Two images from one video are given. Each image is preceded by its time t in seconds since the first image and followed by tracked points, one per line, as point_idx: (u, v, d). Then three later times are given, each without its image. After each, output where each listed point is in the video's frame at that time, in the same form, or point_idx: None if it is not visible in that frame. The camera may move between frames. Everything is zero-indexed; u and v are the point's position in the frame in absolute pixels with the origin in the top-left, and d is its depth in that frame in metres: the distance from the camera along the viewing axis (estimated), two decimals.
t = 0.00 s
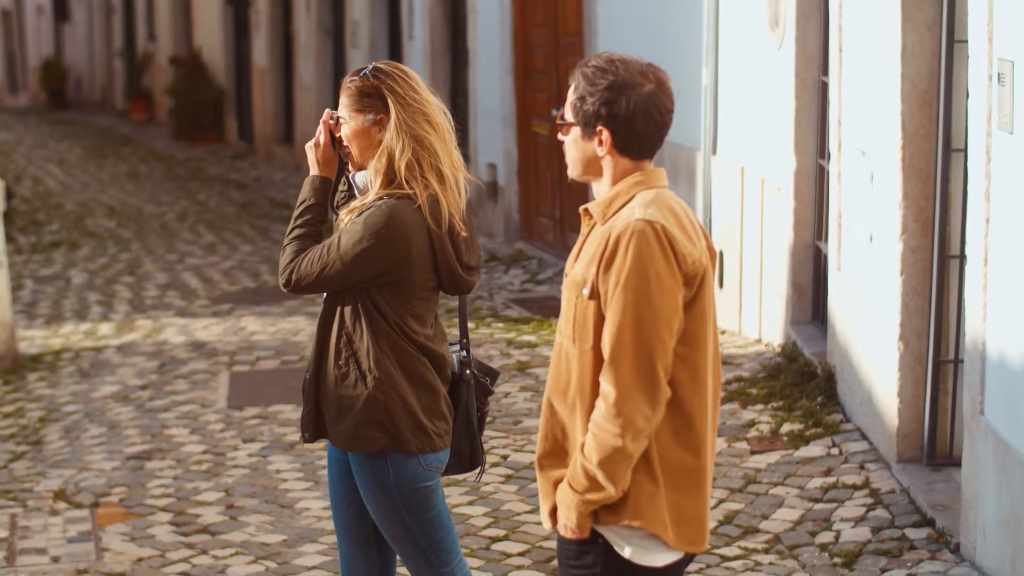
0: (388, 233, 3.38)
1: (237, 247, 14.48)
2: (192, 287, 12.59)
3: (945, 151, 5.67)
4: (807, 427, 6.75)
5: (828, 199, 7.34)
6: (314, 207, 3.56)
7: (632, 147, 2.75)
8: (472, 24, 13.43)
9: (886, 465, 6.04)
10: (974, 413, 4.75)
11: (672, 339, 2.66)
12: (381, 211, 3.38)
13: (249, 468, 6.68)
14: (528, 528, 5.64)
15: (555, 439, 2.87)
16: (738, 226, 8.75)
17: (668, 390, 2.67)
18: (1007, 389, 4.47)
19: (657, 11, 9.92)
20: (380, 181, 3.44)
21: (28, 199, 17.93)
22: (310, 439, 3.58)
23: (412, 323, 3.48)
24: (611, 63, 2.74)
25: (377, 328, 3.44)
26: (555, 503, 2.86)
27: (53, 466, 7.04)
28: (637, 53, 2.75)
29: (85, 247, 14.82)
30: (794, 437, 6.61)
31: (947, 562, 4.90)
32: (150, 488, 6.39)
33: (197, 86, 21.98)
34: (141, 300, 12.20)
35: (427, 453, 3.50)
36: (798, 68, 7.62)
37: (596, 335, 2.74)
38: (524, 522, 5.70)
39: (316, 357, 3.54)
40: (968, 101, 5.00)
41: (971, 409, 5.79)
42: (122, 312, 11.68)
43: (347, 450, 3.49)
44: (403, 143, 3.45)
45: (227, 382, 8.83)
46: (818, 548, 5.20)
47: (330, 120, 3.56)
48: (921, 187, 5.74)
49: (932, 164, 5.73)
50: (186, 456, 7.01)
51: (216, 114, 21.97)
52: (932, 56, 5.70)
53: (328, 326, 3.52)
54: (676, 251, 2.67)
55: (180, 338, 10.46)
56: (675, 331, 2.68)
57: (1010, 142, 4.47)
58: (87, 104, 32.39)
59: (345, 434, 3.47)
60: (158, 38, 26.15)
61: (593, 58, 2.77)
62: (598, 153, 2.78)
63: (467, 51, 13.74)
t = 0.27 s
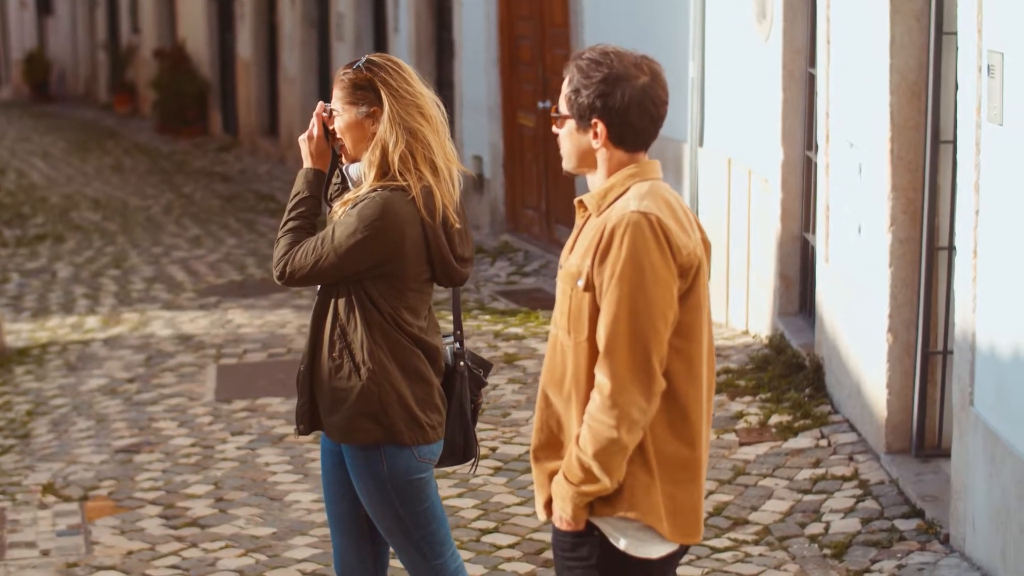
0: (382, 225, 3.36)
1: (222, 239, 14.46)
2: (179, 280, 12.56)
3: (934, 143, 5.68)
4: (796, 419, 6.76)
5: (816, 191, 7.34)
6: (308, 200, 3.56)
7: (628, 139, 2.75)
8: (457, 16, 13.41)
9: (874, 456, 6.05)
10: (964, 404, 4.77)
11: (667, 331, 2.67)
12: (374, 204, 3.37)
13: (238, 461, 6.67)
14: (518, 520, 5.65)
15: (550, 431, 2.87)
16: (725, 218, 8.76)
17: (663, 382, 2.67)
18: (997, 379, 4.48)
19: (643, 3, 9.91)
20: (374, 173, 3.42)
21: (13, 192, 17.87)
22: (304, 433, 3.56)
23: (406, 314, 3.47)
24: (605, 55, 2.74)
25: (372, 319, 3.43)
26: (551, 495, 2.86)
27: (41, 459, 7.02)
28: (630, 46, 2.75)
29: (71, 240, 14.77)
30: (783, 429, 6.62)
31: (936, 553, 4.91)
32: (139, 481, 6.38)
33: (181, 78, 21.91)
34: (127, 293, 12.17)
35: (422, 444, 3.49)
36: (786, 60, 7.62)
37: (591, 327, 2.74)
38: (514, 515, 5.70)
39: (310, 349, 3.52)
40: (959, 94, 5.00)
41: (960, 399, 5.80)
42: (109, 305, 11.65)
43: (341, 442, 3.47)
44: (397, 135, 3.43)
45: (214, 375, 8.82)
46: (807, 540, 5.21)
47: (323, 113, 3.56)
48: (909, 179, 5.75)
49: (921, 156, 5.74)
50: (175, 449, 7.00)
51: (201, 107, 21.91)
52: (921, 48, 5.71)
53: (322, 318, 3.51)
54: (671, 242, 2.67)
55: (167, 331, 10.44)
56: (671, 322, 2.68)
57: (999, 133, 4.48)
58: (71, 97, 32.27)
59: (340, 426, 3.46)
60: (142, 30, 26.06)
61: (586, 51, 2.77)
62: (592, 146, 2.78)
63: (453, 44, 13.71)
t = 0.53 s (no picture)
0: (375, 216, 3.36)
1: (208, 232, 14.43)
2: (165, 273, 12.53)
3: (922, 135, 5.68)
4: (784, 410, 6.77)
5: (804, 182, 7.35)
6: (302, 192, 3.54)
7: (623, 131, 2.75)
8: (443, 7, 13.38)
9: (863, 447, 6.07)
10: (954, 395, 4.78)
11: (663, 321, 2.67)
12: (368, 195, 3.37)
13: (226, 453, 6.66)
14: (508, 511, 5.65)
15: (545, 422, 2.87)
16: (713, 209, 8.76)
17: (659, 373, 2.68)
18: (987, 369, 4.49)
19: None
20: (367, 165, 3.42)
21: None
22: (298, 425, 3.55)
23: (400, 306, 3.46)
24: (599, 48, 2.73)
25: (366, 311, 3.43)
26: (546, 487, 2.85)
27: (29, 453, 7.00)
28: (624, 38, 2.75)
29: (56, 233, 14.73)
30: (772, 420, 6.63)
31: (926, 543, 4.92)
32: (128, 474, 6.36)
33: (166, 70, 21.85)
34: (113, 285, 12.14)
35: (416, 436, 3.48)
36: (773, 52, 7.62)
37: (587, 318, 2.74)
38: (504, 506, 5.70)
39: (304, 341, 3.51)
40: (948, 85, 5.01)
41: (950, 390, 5.81)
42: (95, 298, 11.62)
43: (336, 434, 3.46)
44: (390, 127, 3.43)
45: (202, 367, 8.80)
46: (797, 530, 5.22)
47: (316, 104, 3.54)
48: (897, 170, 5.75)
49: (910, 147, 5.75)
50: (164, 442, 6.99)
51: (186, 99, 21.85)
52: (909, 40, 5.71)
53: (316, 309, 3.50)
54: (666, 233, 2.68)
55: (154, 323, 10.41)
56: (666, 313, 2.68)
57: (989, 124, 4.49)
58: (53, 89, 32.14)
59: (334, 417, 3.45)
60: (125, 22, 25.97)
61: (581, 43, 2.76)
62: (587, 138, 2.78)
63: (438, 35, 13.69)
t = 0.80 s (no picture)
0: (370, 209, 3.36)
1: (197, 225, 14.40)
2: (154, 267, 12.51)
3: (914, 127, 5.68)
4: (775, 403, 6.78)
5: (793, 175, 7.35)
6: (296, 185, 3.54)
7: (618, 124, 2.75)
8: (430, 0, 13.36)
9: (854, 439, 6.07)
10: (945, 387, 4.79)
11: (659, 314, 2.67)
12: (362, 189, 3.36)
13: (218, 447, 6.65)
14: (500, 504, 5.65)
15: (540, 415, 2.88)
16: (702, 202, 8.76)
17: (655, 366, 2.68)
18: (979, 361, 4.50)
19: None
20: (362, 157, 3.41)
21: None
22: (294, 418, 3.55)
23: (395, 298, 3.46)
24: (594, 41, 2.73)
25: (360, 303, 3.42)
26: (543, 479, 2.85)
27: (19, 447, 6.98)
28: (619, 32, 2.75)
29: (45, 227, 14.69)
30: (763, 413, 6.64)
31: (918, 535, 4.93)
32: (119, 468, 6.36)
33: (153, 64, 21.78)
34: (102, 279, 12.12)
35: (411, 429, 3.48)
36: (762, 44, 7.62)
37: (583, 312, 2.74)
38: (496, 499, 5.71)
39: (299, 335, 3.51)
40: (940, 79, 5.01)
41: (941, 383, 5.82)
42: (84, 292, 11.59)
43: (331, 427, 3.46)
44: (384, 120, 3.41)
45: (192, 361, 8.79)
46: (789, 523, 5.23)
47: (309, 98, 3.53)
48: (888, 162, 5.76)
49: (900, 139, 5.75)
50: (154, 436, 6.98)
51: (173, 92, 21.80)
52: (899, 32, 5.71)
53: (311, 302, 3.50)
54: (662, 226, 2.67)
55: (144, 317, 10.40)
56: (662, 306, 2.68)
57: (980, 117, 4.49)
58: (39, 83, 32.03)
59: (329, 411, 3.45)
60: (111, 15, 25.88)
61: (577, 36, 2.76)
62: (583, 131, 2.78)
63: (426, 28, 13.68)
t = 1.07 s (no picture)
0: (365, 200, 3.35)
1: (185, 218, 14.37)
2: (143, 259, 12.48)
3: (904, 119, 5.70)
4: (765, 394, 6.79)
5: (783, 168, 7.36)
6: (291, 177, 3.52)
7: (614, 115, 2.75)
8: None
9: (845, 430, 6.09)
10: (936, 378, 4.80)
11: (655, 306, 2.67)
12: (357, 180, 3.36)
13: (208, 440, 6.64)
14: (492, 496, 5.65)
15: (537, 407, 2.88)
16: (690, 194, 8.76)
17: (651, 357, 2.68)
18: (971, 353, 4.51)
19: None
20: (357, 149, 3.41)
21: None
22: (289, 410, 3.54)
23: (390, 290, 3.46)
24: (590, 33, 2.73)
25: (356, 295, 3.42)
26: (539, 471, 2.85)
27: (9, 440, 6.97)
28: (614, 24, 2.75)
29: (32, 220, 14.65)
30: (753, 404, 6.65)
31: (909, 526, 4.94)
32: (110, 461, 6.35)
33: (140, 56, 21.72)
34: (91, 272, 12.09)
35: (406, 420, 3.48)
36: (751, 36, 7.62)
37: (579, 304, 2.74)
38: (487, 491, 5.71)
39: (295, 327, 3.50)
40: (931, 71, 5.02)
41: (931, 374, 5.84)
42: (73, 285, 11.57)
43: (326, 420, 3.45)
44: (379, 112, 3.41)
45: (182, 354, 8.78)
46: (781, 514, 5.24)
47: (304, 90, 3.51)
48: (878, 154, 5.76)
49: (891, 130, 5.76)
50: (145, 429, 6.97)
51: (160, 85, 21.74)
52: (890, 24, 5.72)
53: (306, 294, 3.49)
54: (658, 218, 2.67)
55: (132, 310, 10.38)
56: (658, 297, 2.68)
57: (972, 109, 4.50)
58: (24, 76, 31.92)
59: (325, 402, 3.44)
60: (97, 8, 25.79)
61: (573, 28, 2.76)
62: (578, 123, 2.78)
63: (413, 20, 13.66)
